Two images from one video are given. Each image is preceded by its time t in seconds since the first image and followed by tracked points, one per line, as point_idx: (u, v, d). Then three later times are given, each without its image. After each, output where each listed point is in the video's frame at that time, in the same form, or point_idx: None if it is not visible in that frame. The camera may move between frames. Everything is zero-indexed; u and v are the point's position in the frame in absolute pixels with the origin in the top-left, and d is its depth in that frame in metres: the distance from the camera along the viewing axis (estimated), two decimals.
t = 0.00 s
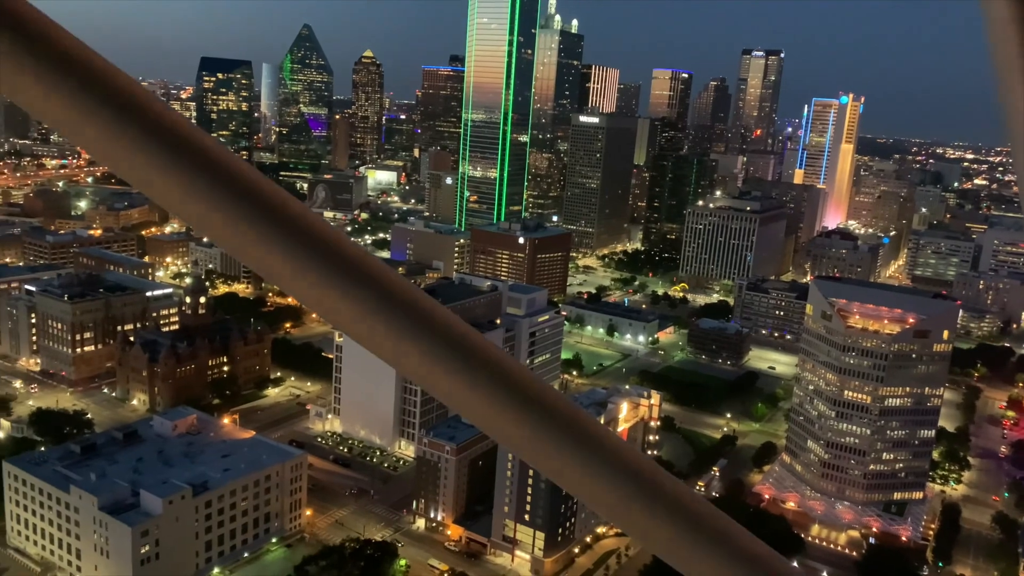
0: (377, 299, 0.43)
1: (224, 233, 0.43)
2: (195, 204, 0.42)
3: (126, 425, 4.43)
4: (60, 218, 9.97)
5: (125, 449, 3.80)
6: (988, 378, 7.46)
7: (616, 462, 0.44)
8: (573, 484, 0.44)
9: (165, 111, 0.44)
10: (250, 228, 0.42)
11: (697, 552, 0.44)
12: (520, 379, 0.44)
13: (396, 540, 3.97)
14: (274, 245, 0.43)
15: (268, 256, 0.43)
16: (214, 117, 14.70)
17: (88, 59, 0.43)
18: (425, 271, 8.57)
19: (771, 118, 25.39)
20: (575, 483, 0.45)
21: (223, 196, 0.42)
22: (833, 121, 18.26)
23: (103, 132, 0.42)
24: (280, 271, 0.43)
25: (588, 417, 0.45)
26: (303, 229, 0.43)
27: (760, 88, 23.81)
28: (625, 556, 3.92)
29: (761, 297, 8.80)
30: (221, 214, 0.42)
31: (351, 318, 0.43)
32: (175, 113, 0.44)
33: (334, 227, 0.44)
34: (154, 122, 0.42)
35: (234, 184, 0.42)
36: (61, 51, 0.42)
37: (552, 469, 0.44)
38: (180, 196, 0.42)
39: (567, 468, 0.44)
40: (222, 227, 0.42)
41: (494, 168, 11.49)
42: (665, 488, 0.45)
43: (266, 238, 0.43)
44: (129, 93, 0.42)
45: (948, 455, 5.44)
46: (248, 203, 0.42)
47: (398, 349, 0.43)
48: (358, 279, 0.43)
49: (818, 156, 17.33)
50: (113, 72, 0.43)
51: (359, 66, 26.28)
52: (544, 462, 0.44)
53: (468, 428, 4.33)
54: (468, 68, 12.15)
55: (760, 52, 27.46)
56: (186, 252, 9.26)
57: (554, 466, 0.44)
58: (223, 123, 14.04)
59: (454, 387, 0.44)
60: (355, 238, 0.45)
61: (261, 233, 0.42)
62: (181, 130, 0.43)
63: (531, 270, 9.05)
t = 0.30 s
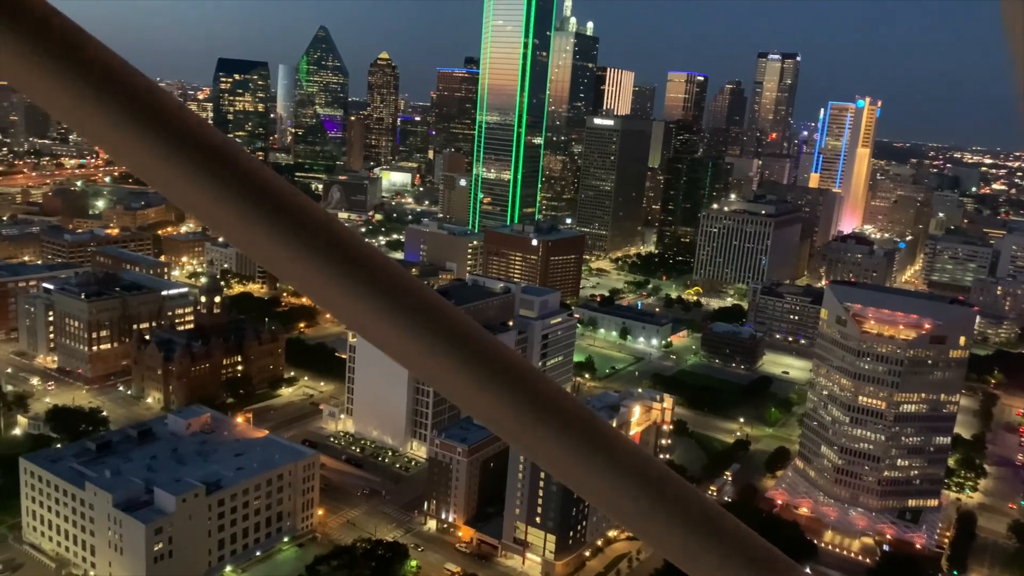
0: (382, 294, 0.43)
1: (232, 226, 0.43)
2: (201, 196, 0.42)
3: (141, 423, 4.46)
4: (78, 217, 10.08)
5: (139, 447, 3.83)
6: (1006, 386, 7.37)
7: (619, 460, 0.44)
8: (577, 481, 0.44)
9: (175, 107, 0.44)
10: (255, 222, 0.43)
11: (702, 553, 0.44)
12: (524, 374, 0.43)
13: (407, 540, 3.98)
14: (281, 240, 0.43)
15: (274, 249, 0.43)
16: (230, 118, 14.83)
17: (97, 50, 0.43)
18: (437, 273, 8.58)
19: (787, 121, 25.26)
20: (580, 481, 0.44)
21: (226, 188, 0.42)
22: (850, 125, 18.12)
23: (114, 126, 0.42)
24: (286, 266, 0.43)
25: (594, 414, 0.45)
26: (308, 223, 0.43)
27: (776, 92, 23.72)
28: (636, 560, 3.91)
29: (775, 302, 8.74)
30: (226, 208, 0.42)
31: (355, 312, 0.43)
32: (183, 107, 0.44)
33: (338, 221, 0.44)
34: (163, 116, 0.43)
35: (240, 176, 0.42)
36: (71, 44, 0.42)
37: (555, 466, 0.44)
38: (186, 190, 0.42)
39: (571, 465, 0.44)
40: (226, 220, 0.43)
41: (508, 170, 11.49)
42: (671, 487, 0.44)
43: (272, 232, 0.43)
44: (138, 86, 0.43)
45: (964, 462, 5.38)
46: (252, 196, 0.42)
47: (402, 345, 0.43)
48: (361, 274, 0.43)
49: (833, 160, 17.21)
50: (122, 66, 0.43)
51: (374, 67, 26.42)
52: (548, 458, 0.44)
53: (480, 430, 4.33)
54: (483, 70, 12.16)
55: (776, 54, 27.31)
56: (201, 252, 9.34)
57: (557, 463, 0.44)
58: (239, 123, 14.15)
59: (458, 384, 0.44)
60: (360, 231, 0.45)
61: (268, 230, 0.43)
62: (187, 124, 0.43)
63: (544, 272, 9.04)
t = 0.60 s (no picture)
0: (389, 290, 0.43)
1: (241, 222, 0.43)
2: (212, 193, 0.43)
3: (157, 422, 4.50)
4: (98, 218, 10.20)
5: (156, 446, 3.87)
6: None
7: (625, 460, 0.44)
8: (584, 480, 0.44)
9: (185, 102, 0.44)
10: (265, 218, 0.43)
11: (704, 552, 0.44)
12: (531, 374, 0.44)
13: (420, 542, 3.98)
14: (288, 238, 0.43)
15: (284, 245, 0.43)
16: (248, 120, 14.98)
17: (111, 49, 0.43)
18: (452, 275, 8.60)
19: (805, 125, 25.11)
20: (585, 480, 0.45)
21: (239, 186, 0.43)
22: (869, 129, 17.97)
23: (130, 123, 0.43)
24: (296, 262, 0.43)
25: (600, 412, 0.45)
26: (317, 220, 0.43)
27: (794, 95, 23.57)
28: (649, 565, 3.89)
29: (792, 307, 8.67)
30: (235, 206, 0.43)
31: (365, 312, 0.43)
32: (193, 103, 0.44)
33: (348, 219, 0.44)
34: (174, 112, 0.43)
35: (249, 173, 0.43)
36: (89, 44, 0.43)
37: (561, 464, 0.45)
38: (197, 187, 0.43)
39: (577, 463, 0.44)
40: (237, 217, 0.43)
41: (523, 173, 11.49)
42: (674, 486, 0.44)
43: (280, 230, 0.43)
44: (154, 86, 0.43)
45: (983, 470, 5.31)
46: (264, 193, 0.43)
47: (412, 341, 0.44)
48: (370, 270, 0.43)
49: (851, 164, 17.07)
50: (133, 60, 0.43)
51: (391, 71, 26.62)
52: (551, 456, 0.44)
53: (493, 433, 4.33)
54: (500, 73, 12.18)
55: (793, 58, 27.19)
56: (219, 253, 9.42)
57: (563, 461, 0.44)
58: (258, 126, 14.28)
59: (467, 383, 0.44)
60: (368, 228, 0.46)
61: (278, 227, 0.43)
62: (198, 121, 0.43)
63: (559, 275, 9.03)
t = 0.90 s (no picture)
0: (392, 285, 0.43)
1: (243, 217, 0.43)
2: (214, 189, 0.43)
3: (170, 425, 4.53)
4: (112, 221, 10.29)
5: (169, 448, 3.89)
6: None
7: (627, 454, 0.45)
8: (584, 475, 0.45)
9: (186, 95, 0.44)
10: (267, 213, 0.43)
11: (702, 548, 0.45)
12: (533, 370, 0.44)
13: (431, 546, 3.98)
14: (290, 231, 0.43)
15: (285, 241, 0.43)
16: (261, 124, 15.09)
17: (113, 43, 0.43)
18: (463, 278, 8.60)
19: (818, 127, 24.99)
20: (586, 475, 0.45)
21: (240, 181, 0.42)
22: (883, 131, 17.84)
23: (139, 124, 0.43)
24: (297, 257, 0.43)
25: (601, 409, 0.45)
26: (319, 215, 0.43)
27: (807, 97, 23.44)
28: (662, 570, 3.86)
29: (805, 310, 8.61)
30: (236, 200, 0.42)
31: (378, 313, 0.43)
32: (196, 98, 0.44)
33: (350, 213, 0.44)
34: (175, 107, 0.43)
35: (250, 167, 0.43)
36: (98, 46, 0.43)
37: (562, 461, 0.45)
38: (201, 183, 0.43)
39: (577, 459, 0.45)
40: (245, 218, 0.43)
41: (535, 176, 11.46)
42: (672, 481, 0.45)
43: (280, 225, 0.43)
44: (165, 88, 0.43)
45: (999, 476, 5.25)
46: (264, 186, 0.43)
47: (414, 339, 0.44)
48: (373, 267, 0.43)
49: (865, 167, 16.94)
50: (134, 54, 0.43)
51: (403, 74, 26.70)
52: (551, 452, 0.45)
53: (504, 437, 4.32)
54: (511, 76, 12.18)
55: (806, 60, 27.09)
56: (231, 256, 9.48)
57: (564, 456, 0.45)
58: (270, 129, 14.38)
59: (469, 380, 0.44)
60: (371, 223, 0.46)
61: (279, 224, 0.43)
62: (201, 117, 0.43)
63: (570, 278, 9.01)
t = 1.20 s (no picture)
0: (392, 282, 0.44)
1: (243, 217, 0.44)
2: (217, 189, 0.44)
3: (180, 432, 4.55)
4: (122, 230, 10.35)
5: (180, 455, 3.90)
6: None
7: (626, 449, 0.45)
8: (582, 468, 0.45)
9: (192, 101, 0.45)
10: (279, 219, 0.44)
11: (699, 541, 0.45)
12: (530, 364, 0.45)
13: (440, 552, 3.97)
14: (292, 231, 0.44)
15: (286, 240, 0.44)
16: (270, 133, 15.18)
17: (122, 53, 0.45)
18: (471, 285, 8.61)
19: (827, 131, 24.92)
20: (584, 470, 0.46)
21: (253, 189, 0.44)
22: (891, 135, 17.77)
23: (151, 133, 0.44)
24: (297, 256, 0.44)
25: (600, 406, 0.46)
26: (319, 213, 0.44)
27: (815, 102, 23.39)
28: None
29: (814, 315, 8.56)
30: (238, 201, 0.44)
31: (389, 317, 0.44)
32: (200, 103, 0.46)
33: (357, 219, 0.45)
34: (181, 112, 0.44)
35: (263, 178, 0.44)
36: (116, 59, 0.44)
37: (561, 456, 0.45)
38: (204, 184, 0.44)
39: (576, 454, 0.45)
40: (256, 223, 0.44)
41: (543, 182, 11.45)
42: (672, 475, 0.45)
43: (281, 223, 0.44)
44: (180, 102, 0.44)
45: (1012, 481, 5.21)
46: (276, 194, 0.44)
47: (414, 336, 0.44)
48: (374, 263, 0.44)
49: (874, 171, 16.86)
50: (141, 61, 0.45)
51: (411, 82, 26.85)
52: (550, 446, 0.45)
53: (513, 443, 4.31)
54: (519, 83, 12.21)
55: (814, 64, 27.03)
56: (241, 264, 9.53)
57: (563, 453, 0.45)
58: (279, 137, 14.45)
59: (468, 375, 0.44)
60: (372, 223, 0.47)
61: (281, 224, 0.44)
62: (205, 121, 0.44)
63: (579, 284, 9.00)
